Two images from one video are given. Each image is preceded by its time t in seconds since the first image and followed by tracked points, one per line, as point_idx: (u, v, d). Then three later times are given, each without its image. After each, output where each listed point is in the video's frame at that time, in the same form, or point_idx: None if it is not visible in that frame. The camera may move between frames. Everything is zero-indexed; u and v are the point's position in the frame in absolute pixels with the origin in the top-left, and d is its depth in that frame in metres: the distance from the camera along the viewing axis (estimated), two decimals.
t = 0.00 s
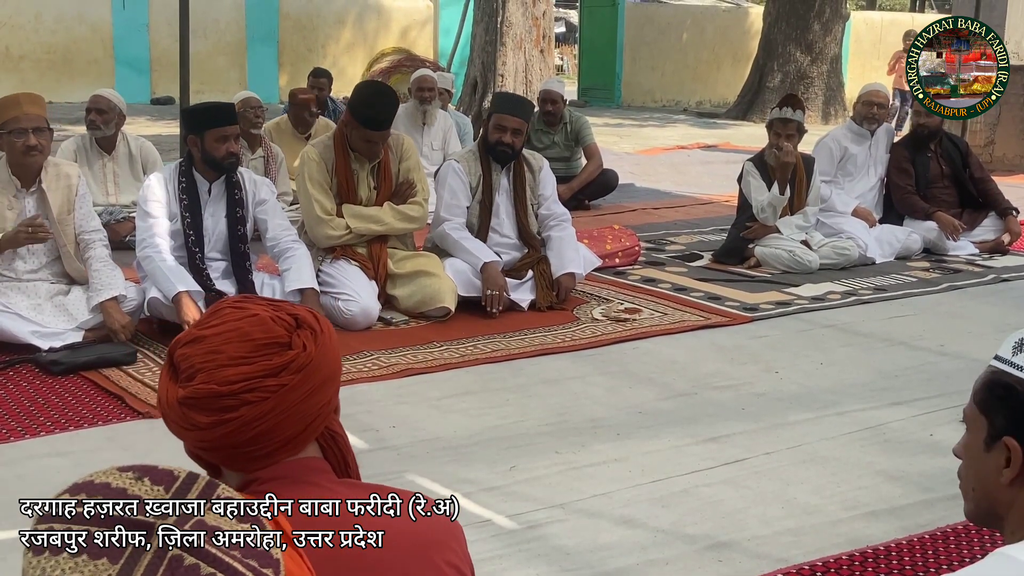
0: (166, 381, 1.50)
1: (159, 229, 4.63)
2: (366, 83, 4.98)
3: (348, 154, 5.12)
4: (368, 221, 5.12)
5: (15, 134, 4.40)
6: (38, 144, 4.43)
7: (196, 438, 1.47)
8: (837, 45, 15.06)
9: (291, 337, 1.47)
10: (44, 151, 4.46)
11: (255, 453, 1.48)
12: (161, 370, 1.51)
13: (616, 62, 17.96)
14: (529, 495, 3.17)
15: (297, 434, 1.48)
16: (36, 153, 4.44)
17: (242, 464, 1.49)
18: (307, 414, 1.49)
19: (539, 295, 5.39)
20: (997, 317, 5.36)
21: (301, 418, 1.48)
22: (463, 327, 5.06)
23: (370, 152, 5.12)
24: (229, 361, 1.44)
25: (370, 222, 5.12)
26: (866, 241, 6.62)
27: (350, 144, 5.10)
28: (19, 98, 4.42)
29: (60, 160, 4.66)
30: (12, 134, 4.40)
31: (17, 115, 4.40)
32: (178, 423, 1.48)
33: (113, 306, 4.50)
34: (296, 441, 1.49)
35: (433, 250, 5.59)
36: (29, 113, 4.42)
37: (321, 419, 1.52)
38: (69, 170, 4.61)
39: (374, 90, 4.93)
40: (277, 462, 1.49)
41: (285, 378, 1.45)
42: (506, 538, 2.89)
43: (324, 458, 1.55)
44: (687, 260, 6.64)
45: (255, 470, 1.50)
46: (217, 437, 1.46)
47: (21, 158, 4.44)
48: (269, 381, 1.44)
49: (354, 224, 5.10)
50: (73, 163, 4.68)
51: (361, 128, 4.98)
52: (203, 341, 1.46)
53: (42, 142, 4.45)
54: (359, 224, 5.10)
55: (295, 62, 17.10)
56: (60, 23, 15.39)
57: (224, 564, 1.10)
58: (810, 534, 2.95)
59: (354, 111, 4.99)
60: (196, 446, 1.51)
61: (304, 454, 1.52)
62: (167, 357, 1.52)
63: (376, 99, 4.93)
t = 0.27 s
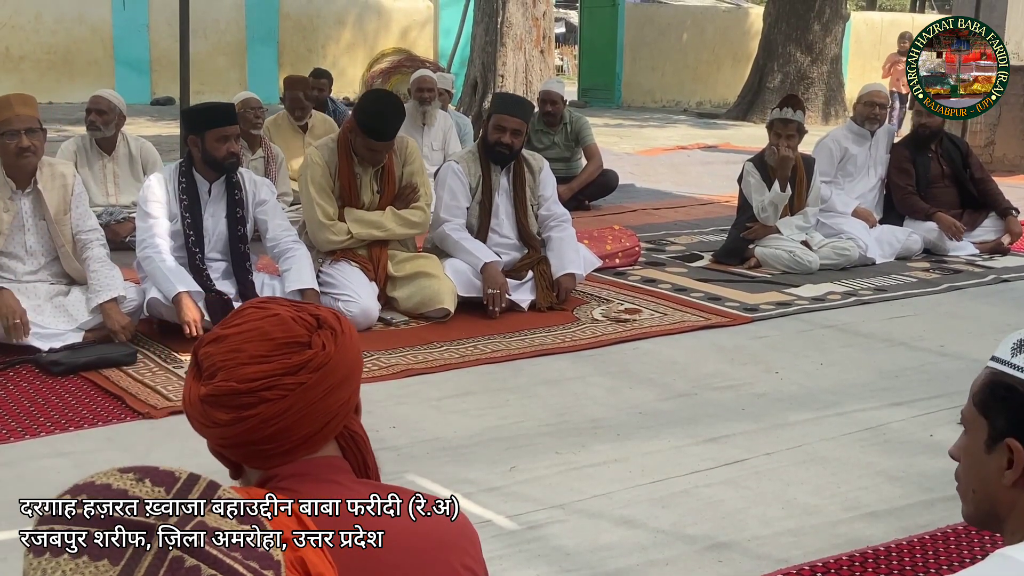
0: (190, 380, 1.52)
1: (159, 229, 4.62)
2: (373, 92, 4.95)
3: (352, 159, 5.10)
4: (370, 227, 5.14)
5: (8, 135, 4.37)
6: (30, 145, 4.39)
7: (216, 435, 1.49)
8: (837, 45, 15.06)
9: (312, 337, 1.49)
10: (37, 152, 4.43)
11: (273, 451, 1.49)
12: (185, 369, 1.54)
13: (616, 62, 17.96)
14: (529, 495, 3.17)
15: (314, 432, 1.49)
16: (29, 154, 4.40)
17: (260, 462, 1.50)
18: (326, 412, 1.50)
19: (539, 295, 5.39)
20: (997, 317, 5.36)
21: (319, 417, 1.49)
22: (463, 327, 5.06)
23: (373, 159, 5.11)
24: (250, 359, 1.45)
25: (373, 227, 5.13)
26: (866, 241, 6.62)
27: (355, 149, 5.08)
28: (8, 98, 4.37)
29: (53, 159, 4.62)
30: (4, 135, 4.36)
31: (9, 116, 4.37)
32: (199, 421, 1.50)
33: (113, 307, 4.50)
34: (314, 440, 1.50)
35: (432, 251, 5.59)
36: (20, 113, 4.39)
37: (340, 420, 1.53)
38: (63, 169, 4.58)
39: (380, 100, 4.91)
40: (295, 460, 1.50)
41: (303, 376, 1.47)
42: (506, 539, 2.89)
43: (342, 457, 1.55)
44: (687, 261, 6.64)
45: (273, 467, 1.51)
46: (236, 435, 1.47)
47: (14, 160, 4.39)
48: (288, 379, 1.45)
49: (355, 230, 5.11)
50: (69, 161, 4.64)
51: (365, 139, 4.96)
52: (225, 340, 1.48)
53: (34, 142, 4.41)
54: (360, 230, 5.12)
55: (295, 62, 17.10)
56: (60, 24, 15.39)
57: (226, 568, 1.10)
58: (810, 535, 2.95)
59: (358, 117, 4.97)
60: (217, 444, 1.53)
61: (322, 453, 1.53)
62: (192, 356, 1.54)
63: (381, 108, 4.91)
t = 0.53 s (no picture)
0: (204, 377, 1.54)
1: (159, 229, 4.63)
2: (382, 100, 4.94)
3: (357, 164, 5.07)
4: (373, 232, 5.13)
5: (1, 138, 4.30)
6: (25, 148, 4.32)
7: (229, 432, 1.50)
8: (837, 46, 15.06)
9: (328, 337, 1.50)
10: (31, 155, 4.37)
11: (285, 448, 1.49)
12: (201, 366, 1.55)
13: (616, 62, 17.97)
14: (530, 496, 3.17)
15: (327, 432, 1.50)
16: (24, 157, 4.34)
17: (270, 460, 1.51)
18: (338, 413, 1.51)
19: (540, 295, 5.39)
20: (996, 317, 5.36)
21: (332, 417, 1.50)
22: (464, 328, 5.06)
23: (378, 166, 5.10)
24: (266, 356, 1.47)
25: (376, 234, 5.13)
26: (866, 242, 6.63)
27: (360, 155, 5.05)
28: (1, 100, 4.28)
29: (48, 159, 4.61)
30: None
31: (3, 119, 4.29)
32: (212, 418, 1.50)
33: (114, 308, 4.50)
34: (325, 440, 1.51)
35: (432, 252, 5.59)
36: (13, 116, 4.31)
37: (352, 421, 1.54)
38: (59, 169, 4.56)
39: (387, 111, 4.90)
40: (306, 458, 1.50)
41: (318, 375, 1.47)
42: (507, 539, 2.89)
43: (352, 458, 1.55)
44: (687, 261, 6.64)
45: (283, 465, 1.51)
46: (249, 432, 1.48)
47: (9, 163, 4.35)
48: (302, 377, 1.46)
49: (358, 235, 5.11)
50: (62, 161, 4.63)
51: (373, 146, 4.94)
52: (242, 338, 1.49)
53: (28, 145, 4.34)
54: (362, 235, 5.12)
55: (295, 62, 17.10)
56: (60, 24, 15.40)
57: (229, 566, 1.11)
58: (810, 535, 2.95)
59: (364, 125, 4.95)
60: (228, 442, 1.53)
61: (332, 453, 1.53)
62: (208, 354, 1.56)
63: (387, 120, 4.90)
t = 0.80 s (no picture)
0: (205, 378, 1.54)
1: (159, 229, 4.63)
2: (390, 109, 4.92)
3: (361, 169, 5.08)
4: (375, 237, 5.14)
5: None
6: (19, 151, 4.33)
7: (229, 433, 1.50)
8: (837, 46, 15.05)
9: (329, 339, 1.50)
10: (26, 157, 4.37)
11: (285, 450, 1.49)
12: (202, 367, 1.55)
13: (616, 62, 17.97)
14: (530, 496, 3.17)
15: (328, 434, 1.50)
16: (18, 160, 4.34)
17: (272, 462, 1.51)
18: (340, 415, 1.51)
19: (540, 296, 5.39)
20: (997, 318, 5.36)
21: (333, 418, 1.50)
22: (464, 328, 5.06)
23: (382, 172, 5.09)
24: (268, 358, 1.47)
25: (380, 239, 5.14)
26: (866, 242, 6.63)
27: (364, 162, 5.05)
28: None
29: (43, 159, 4.59)
30: None
31: None
32: (213, 419, 1.50)
33: (114, 309, 4.50)
34: (326, 442, 1.51)
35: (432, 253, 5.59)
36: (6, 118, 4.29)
37: (353, 423, 1.54)
38: (55, 168, 4.55)
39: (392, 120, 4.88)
40: (307, 460, 1.50)
41: (319, 377, 1.47)
42: (507, 539, 2.89)
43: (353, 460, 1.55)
44: (688, 261, 6.64)
45: (284, 467, 1.51)
46: (250, 434, 1.48)
47: (4, 165, 4.34)
48: (303, 379, 1.46)
49: (360, 239, 5.12)
50: (58, 160, 4.61)
51: (377, 155, 4.93)
52: (244, 339, 1.50)
53: (24, 148, 4.35)
54: (365, 239, 5.13)
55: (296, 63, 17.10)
56: (61, 25, 15.41)
57: (228, 566, 1.10)
58: (811, 535, 2.95)
59: (369, 132, 4.93)
60: (229, 444, 1.53)
61: (334, 455, 1.53)
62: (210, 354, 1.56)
63: (393, 130, 4.88)
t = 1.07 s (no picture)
0: (195, 380, 1.53)
1: (159, 230, 4.63)
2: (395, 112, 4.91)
3: (364, 171, 5.08)
4: (376, 239, 5.14)
5: None
6: (13, 154, 4.30)
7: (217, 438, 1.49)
8: (837, 46, 15.04)
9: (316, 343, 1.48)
10: (19, 160, 4.34)
11: (273, 456, 1.49)
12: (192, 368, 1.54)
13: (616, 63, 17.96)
14: (530, 496, 3.17)
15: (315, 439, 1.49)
16: (12, 163, 4.32)
17: (260, 467, 1.50)
18: (328, 420, 1.49)
19: (540, 296, 5.38)
20: (997, 318, 5.36)
21: (321, 424, 1.49)
22: (465, 328, 5.06)
23: (386, 175, 5.10)
24: (253, 365, 1.45)
25: (381, 241, 5.15)
26: (866, 242, 6.62)
27: (368, 164, 5.05)
28: None
29: (37, 159, 4.57)
30: None
31: None
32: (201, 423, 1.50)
33: (115, 309, 4.51)
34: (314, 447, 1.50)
35: (432, 253, 5.59)
36: None
37: (342, 427, 1.52)
38: (50, 168, 4.53)
39: (397, 123, 4.87)
40: (295, 464, 1.50)
41: (305, 383, 1.46)
42: (507, 539, 2.89)
43: (344, 463, 1.55)
44: (688, 262, 6.63)
45: (273, 472, 1.51)
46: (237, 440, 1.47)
47: None
48: (288, 386, 1.45)
49: (362, 240, 5.13)
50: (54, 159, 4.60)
51: (381, 157, 4.93)
52: (230, 343, 1.48)
53: (16, 151, 4.32)
54: (366, 241, 5.13)
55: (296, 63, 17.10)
56: (61, 25, 15.41)
57: (229, 567, 1.10)
58: (811, 536, 2.95)
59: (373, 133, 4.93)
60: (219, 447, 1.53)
61: (323, 458, 1.53)
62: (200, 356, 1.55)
63: (396, 133, 4.87)
